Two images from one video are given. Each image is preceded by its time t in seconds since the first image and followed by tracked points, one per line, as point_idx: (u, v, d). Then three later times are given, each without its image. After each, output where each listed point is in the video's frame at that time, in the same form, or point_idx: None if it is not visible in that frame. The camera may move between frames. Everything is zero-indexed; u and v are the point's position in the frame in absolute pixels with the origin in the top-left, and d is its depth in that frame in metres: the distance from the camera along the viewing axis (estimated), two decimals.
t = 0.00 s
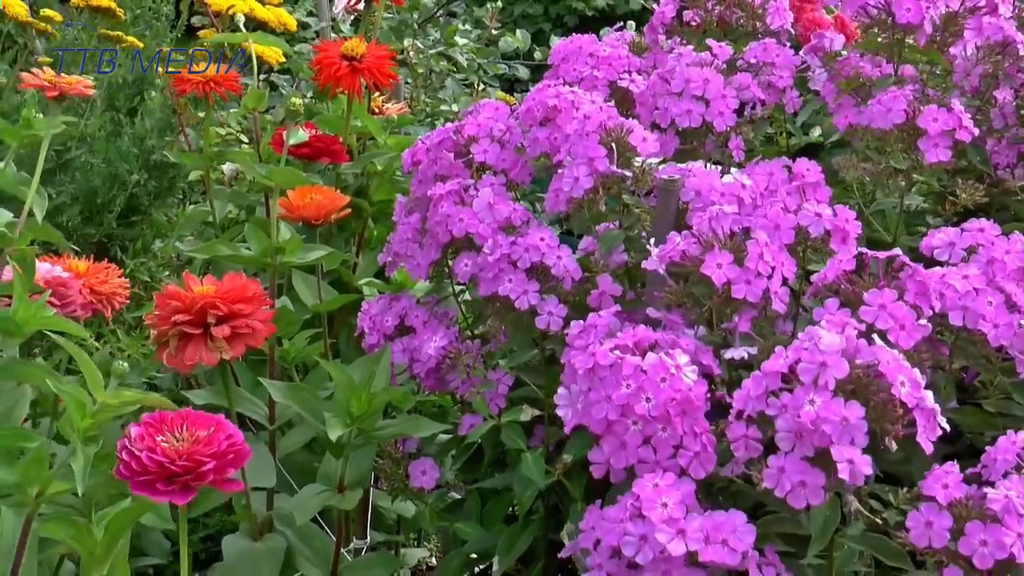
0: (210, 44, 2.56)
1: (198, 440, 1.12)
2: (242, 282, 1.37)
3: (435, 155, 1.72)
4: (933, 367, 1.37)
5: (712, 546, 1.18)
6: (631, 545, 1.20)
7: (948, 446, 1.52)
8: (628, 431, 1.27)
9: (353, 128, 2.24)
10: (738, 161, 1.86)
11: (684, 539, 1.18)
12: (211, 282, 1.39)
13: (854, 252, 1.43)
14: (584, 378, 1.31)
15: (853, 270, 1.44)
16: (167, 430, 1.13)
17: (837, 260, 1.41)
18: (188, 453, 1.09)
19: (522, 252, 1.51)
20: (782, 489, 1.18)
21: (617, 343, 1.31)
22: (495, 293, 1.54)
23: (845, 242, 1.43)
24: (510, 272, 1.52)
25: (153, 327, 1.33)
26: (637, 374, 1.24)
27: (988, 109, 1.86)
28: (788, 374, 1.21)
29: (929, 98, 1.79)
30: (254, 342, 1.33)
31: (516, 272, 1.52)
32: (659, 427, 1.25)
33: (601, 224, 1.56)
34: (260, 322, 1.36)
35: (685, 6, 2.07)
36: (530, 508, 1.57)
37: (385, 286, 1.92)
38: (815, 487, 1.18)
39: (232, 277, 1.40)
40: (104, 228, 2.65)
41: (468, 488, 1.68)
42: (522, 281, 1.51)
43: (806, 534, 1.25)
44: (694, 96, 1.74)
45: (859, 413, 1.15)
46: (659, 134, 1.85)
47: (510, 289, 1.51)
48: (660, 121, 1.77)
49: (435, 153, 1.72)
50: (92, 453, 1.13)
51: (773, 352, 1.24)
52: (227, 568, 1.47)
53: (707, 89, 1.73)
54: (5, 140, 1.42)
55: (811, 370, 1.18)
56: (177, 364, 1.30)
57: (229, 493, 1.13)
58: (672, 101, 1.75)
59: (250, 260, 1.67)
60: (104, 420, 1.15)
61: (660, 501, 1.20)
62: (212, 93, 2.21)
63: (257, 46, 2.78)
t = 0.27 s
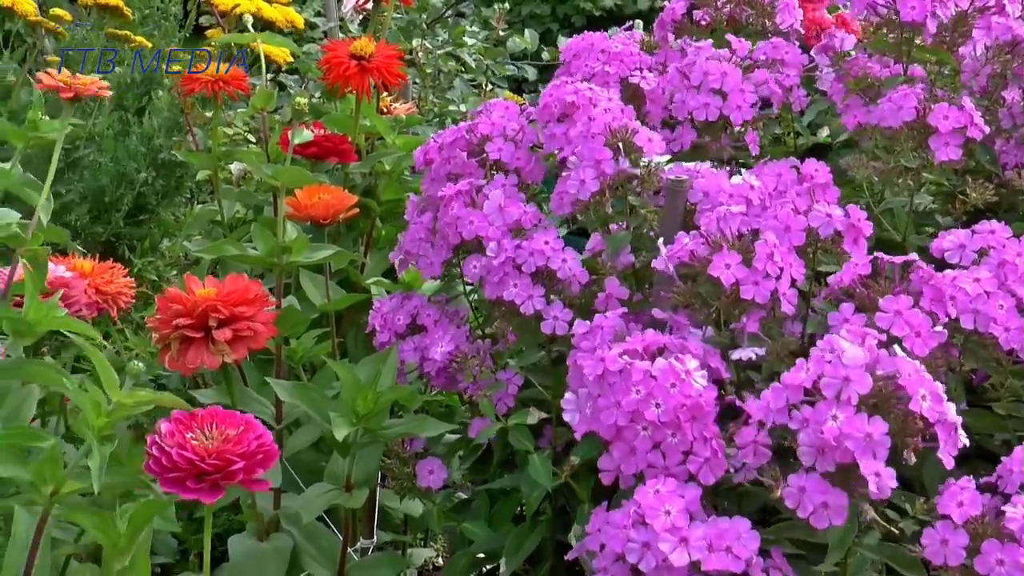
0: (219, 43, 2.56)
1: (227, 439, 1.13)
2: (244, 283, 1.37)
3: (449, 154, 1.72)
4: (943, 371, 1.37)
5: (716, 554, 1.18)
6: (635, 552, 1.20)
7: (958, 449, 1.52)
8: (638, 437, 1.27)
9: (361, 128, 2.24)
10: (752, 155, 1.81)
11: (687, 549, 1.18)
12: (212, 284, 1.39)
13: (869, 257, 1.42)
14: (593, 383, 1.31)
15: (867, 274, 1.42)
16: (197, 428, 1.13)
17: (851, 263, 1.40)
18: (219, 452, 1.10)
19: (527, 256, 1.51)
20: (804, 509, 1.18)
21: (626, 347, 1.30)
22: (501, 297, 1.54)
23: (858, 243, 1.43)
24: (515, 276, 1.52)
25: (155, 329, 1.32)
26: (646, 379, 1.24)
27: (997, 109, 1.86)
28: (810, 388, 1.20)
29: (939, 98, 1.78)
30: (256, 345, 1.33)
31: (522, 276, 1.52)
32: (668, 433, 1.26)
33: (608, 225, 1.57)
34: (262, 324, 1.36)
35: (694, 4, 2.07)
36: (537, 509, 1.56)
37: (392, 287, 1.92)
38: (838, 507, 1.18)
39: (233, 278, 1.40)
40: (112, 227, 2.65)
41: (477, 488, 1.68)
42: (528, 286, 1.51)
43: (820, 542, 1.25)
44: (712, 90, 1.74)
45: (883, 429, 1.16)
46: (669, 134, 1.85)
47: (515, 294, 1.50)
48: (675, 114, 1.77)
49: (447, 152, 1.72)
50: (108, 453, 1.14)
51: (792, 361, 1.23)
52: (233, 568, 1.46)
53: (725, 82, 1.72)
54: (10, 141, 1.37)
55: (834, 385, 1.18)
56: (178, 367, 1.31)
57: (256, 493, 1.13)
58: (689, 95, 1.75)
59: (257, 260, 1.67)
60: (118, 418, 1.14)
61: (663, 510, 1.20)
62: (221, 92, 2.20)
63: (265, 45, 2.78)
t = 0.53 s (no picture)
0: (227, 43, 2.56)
1: (235, 439, 1.13)
2: (259, 281, 1.37)
3: (454, 148, 1.71)
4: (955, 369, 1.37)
5: (740, 535, 1.19)
6: (659, 539, 1.20)
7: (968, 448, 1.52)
8: (655, 425, 1.27)
9: (370, 128, 2.24)
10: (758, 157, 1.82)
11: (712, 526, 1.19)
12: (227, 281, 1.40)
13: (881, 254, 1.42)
14: (614, 369, 1.30)
15: (878, 272, 1.43)
16: (204, 429, 1.14)
17: (862, 260, 1.41)
18: (227, 452, 1.10)
19: (542, 247, 1.51)
20: (808, 492, 1.19)
21: (647, 336, 1.30)
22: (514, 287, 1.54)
23: (869, 242, 1.43)
24: (529, 266, 1.52)
25: (170, 325, 1.33)
26: (666, 367, 1.25)
27: (1008, 110, 1.83)
28: (813, 374, 1.21)
29: (949, 98, 1.78)
30: (270, 341, 1.33)
31: (535, 267, 1.52)
32: (685, 422, 1.26)
33: (621, 223, 1.56)
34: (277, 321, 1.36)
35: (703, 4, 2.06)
36: (546, 504, 1.57)
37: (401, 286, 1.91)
38: (842, 490, 1.18)
39: (250, 277, 1.40)
40: (120, 226, 2.67)
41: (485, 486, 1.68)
42: (541, 277, 1.51)
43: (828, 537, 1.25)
44: (715, 93, 1.75)
45: (886, 416, 1.15)
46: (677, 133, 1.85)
47: (528, 285, 1.51)
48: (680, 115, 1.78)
49: (452, 148, 1.71)
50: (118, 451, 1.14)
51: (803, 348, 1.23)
52: (243, 566, 1.47)
53: (728, 85, 1.74)
54: (9, 146, 1.36)
55: (839, 373, 1.18)
56: (193, 362, 1.31)
57: (264, 492, 1.14)
58: (694, 96, 1.76)
59: (266, 260, 1.68)
60: (127, 417, 1.15)
61: (687, 492, 1.20)
62: (229, 92, 2.21)
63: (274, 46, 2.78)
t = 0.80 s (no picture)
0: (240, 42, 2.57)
1: (247, 426, 1.14)
2: (267, 282, 1.37)
3: (473, 143, 1.70)
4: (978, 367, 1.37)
5: (774, 509, 1.19)
6: (694, 510, 1.19)
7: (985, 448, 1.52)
8: (691, 400, 1.26)
9: (383, 127, 2.25)
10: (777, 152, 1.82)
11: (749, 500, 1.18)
12: (236, 281, 1.40)
13: (909, 249, 1.41)
14: (651, 348, 1.30)
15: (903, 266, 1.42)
16: (218, 416, 1.14)
17: (893, 253, 1.40)
18: (239, 437, 1.10)
19: (556, 240, 1.52)
20: (851, 484, 1.18)
21: (686, 316, 1.30)
22: (528, 283, 1.54)
23: (895, 236, 1.44)
24: (543, 260, 1.53)
25: (179, 326, 1.34)
26: (703, 344, 1.25)
27: None
28: (862, 364, 1.21)
29: (966, 96, 1.78)
30: (279, 341, 1.34)
31: (550, 261, 1.52)
32: (721, 399, 1.25)
33: (639, 220, 1.56)
34: (285, 321, 1.37)
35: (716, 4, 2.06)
36: (559, 502, 1.58)
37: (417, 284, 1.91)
38: (885, 482, 1.17)
39: (256, 277, 1.41)
40: (133, 225, 2.68)
41: (498, 484, 1.68)
42: (555, 271, 1.52)
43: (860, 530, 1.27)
44: (736, 85, 1.73)
45: (933, 409, 1.15)
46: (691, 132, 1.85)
47: (542, 279, 1.51)
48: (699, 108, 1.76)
49: (471, 143, 1.71)
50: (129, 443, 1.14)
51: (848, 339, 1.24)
52: (254, 566, 1.48)
53: (749, 79, 1.72)
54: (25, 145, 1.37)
55: (886, 364, 1.19)
56: (202, 364, 1.32)
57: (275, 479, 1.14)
58: (714, 88, 1.74)
59: (278, 260, 1.68)
60: (139, 405, 1.15)
61: (724, 468, 1.20)
62: (243, 91, 2.21)
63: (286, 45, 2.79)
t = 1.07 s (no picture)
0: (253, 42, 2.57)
1: (249, 425, 1.15)
2: (281, 280, 1.38)
3: (484, 147, 1.71)
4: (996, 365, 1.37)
5: (801, 506, 1.19)
6: (721, 509, 1.18)
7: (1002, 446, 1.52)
8: (704, 406, 1.26)
9: (397, 127, 2.25)
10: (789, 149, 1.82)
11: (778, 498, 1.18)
12: (250, 278, 1.41)
13: (920, 247, 1.39)
14: (663, 353, 1.30)
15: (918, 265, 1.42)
16: (220, 416, 1.16)
17: (905, 253, 1.39)
18: (241, 436, 1.12)
19: (566, 245, 1.52)
20: (866, 477, 1.19)
21: (698, 321, 1.30)
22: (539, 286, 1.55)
23: (898, 236, 1.43)
24: (554, 264, 1.53)
25: (193, 323, 1.35)
26: (716, 349, 1.25)
27: None
28: (874, 364, 1.21)
29: (983, 95, 1.77)
30: (292, 339, 1.34)
31: (561, 265, 1.52)
32: (735, 403, 1.25)
33: (649, 222, 1.58)
34: (298, 318, 1.37)
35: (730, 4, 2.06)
36: (571, 505, 1.58)
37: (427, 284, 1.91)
38: (899, 475, 1.17)
39: (271, 274, 1.41)
40: (148, 225, 2.69)
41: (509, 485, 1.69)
42: (566, 275, 1.52)
43: (875, 529, 1.26)
44: (751, 83, 1.73)
45: (946, 407, 1.15)
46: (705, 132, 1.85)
47: (553, 284, 1.51)
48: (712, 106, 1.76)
49: (483, 146, 1.72)
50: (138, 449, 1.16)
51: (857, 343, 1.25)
52: (266, 565, 1.50)
53: (763, 75, 1.73)
54: (50, 139, 1.36)
55: (898, 362, 1.19)
56: (216, 361, 1.33)
57: (279, 476, 1.15)
58: (729, 85, 1.74)
59: (291, 259, 1.69)
60: (152, 416, 1.15)
61: (751, 465, 1.20)
62: (257, 91, 2.21)
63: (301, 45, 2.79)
